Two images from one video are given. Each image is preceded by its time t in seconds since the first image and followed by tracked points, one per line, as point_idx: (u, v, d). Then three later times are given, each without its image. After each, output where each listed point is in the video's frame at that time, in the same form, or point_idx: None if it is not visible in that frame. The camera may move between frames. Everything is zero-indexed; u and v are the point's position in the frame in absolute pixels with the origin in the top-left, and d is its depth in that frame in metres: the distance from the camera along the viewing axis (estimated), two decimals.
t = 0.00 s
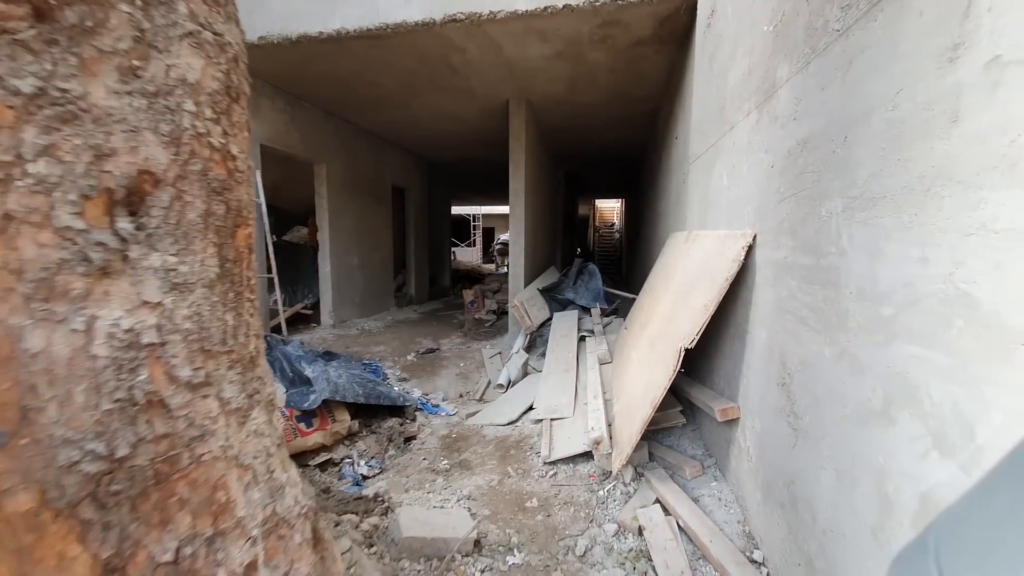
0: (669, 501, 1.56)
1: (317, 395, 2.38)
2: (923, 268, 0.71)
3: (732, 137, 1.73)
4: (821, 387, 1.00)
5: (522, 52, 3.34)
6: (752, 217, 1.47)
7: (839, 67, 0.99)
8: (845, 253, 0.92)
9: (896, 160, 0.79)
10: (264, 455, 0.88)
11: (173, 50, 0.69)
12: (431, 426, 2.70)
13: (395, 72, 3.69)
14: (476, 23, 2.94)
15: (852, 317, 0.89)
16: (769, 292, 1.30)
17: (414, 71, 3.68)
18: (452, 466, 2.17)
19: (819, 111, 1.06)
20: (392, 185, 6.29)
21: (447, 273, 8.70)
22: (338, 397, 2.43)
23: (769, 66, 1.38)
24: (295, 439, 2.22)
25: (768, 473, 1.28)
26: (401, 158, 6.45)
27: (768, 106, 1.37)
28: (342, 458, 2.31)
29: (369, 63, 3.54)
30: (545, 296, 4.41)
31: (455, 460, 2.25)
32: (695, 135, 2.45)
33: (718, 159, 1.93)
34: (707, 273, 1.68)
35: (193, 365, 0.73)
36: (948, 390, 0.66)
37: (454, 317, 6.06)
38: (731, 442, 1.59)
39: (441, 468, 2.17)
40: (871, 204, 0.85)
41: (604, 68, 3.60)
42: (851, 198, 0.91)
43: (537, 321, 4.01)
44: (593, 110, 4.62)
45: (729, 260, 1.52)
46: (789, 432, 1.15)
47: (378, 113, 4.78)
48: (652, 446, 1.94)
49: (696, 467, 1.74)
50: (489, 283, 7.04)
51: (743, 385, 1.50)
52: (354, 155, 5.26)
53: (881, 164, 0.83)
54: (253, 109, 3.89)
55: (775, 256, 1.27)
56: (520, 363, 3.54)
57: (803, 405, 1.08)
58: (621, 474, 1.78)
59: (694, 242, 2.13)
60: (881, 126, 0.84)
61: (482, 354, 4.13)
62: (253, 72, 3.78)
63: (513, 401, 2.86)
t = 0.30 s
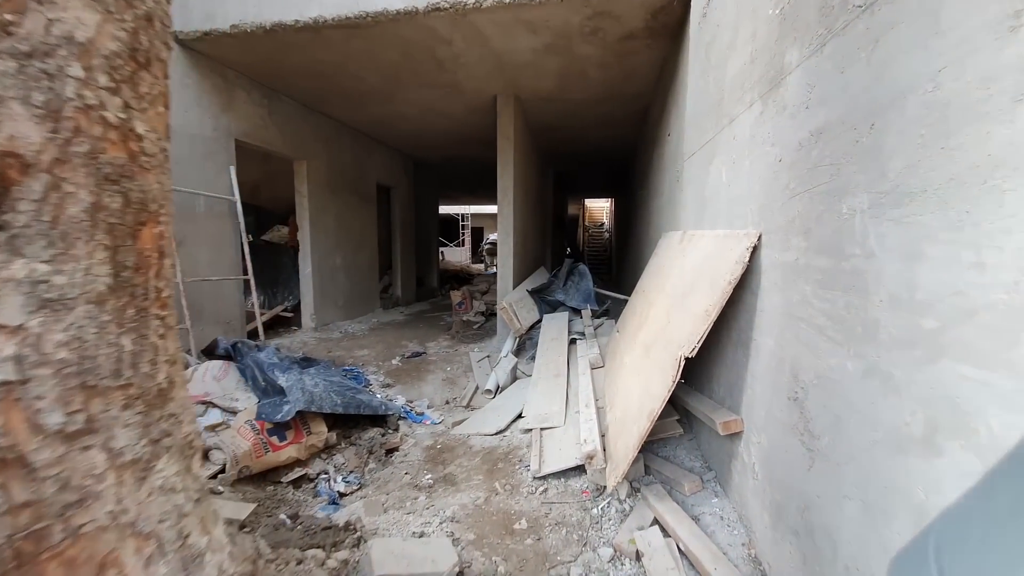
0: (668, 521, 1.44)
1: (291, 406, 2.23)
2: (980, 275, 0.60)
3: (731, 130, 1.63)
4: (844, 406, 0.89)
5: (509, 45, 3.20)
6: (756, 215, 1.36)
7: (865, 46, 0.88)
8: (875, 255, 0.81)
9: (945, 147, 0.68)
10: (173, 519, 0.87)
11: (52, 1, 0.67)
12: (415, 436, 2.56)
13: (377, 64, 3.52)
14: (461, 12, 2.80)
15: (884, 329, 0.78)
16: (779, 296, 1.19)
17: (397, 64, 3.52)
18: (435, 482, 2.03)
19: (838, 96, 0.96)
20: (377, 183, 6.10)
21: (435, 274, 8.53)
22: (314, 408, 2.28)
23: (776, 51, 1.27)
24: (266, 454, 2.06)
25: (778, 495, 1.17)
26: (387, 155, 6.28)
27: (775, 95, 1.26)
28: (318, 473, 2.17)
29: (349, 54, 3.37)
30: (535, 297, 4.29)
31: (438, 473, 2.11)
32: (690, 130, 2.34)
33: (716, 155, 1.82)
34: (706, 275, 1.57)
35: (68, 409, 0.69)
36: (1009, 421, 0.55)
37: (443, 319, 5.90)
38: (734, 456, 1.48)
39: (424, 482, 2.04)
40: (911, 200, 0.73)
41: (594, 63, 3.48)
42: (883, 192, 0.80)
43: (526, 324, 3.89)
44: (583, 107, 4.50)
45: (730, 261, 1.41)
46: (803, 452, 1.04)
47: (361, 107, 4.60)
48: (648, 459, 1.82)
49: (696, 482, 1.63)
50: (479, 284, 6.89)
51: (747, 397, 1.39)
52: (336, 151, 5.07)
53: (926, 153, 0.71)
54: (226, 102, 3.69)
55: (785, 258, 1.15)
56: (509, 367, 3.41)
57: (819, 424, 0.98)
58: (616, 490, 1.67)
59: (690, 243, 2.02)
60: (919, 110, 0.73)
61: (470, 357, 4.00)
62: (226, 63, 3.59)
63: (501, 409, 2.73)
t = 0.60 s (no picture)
0: (672, 553, 1.30)
1: (262, 420, 2.06)
2: None
3: (739, 119, 1.49)
4: (890, 438, 0.75)
5: (499, 35, 3.05)
6: (769, 212, 1.23)
7: (913, 11, 0.74)
8: (933, 259, 0.68)
9: None
10: None
11: None
12: (399, 449, 2.39)
13: (361, 55, 3.36)
14: None
15: (945, 347, 0.65)
16: (799, 303, 1.05)
17: (382, 55, 3.36)
18: (419, 502, 1.87)
19: (879, 74, 0.82)
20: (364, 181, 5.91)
21: (426, 274, 8.35)
22: (288, 421, 2.11)
23: (794, 28, 1.13)
24: (232, 473, 1.90)
25: (800, 531, 1.03)
26: (375, 152, 6.09)
27: (796, 77, 1.12)
28: (292, 492, 2.01)
29: (331, 44, 3.20)
30: (527, 299, 4.15)
31: (422, 492, 1.95)
32: (689, 123, 2.21)
33: (721, 149, 1.68)
34: (713, 278, 1.42)
35: None
36: None
37: (433, 321, 5.73)
38: (746, 478, 1.34)
39: (405, 502, 1.88)
40: (984, 193, 0.60)
41: (588, 55, 3.34)
42: (945, 183, 0.66)
43: (518, 327, 3.74)
44: (576, 102, 4.37)
45: (741, 263, 1.27)
46: (833, 486, 0.91)
47: (346, 101, 4.42)
48: (648, 477, 1.68)
49: (701, 505, 1.49)
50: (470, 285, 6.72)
51: (760, 414, 1.25)
52: (320, 148, 4.88)
53: (1002, 132, 0.58)
54: (201, 94, 3.49)
55: (807, 260, 1.01)
56: (499, 372, 3.26)
57: (852, 455, 0.85)
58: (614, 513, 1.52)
59: (692, 244, 1.88)
60: (990, 80, 0.60)
61: (460, 362, 3.84)
62: (200, 52, 3.39)
63: (491, 418, 2.58)
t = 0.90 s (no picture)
0: None
1: (234, 436, 1.90)
2: None
3: (752, 110, 1.36)
4: (954, 487, 0.63)
5: (492, 25, 2.89)
6: (790, 212, 1.09)
7: None
8: (1015, 274, 0.55)
9: None
10: None
11: None
12: (385, 463, 2.25)
13: (346, 46, 3.19)
14: None
15: None
16: (829, 317, 0.92)
17: (369, 46, 3.20)
18: (403, 525, 1.73)
19: (937, 47, 0.69)
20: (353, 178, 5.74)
21: (419, 274, 8.19)
22: (263, 436, 1.95)
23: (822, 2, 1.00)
24: (200, 495, 1.74)
25: None
26: (365, 149, 5.92)
27: (824, 58, 0.98)
28: (267, 514, 1.85)
29: (315, 34, 3.03)
30: (521, 301, 4.01)
31: (408, 513, 1.82)
32: (693, 116, 2.08)
33: (730, 143, 1.55)
34: (724, 284, 1.28)
35: None
36: None
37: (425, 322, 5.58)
38: (761, 505, 1.21)
39: (389, 525, 1.74)
40: None
41: (584, 47, 3.20)
42: None
43: (512, 330, 3.60)
44: (572, 97, 4.22)
45: (757, 269, 1.13)
46: (874, 533, 0.78)
47: (333, 96, 4.25)
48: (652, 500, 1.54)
49: (710, 533, 1.36)
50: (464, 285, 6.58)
51: (779, 437, 1.13)
52: (306, 144, 4.71)
53: None
54: (179, 87, 3.31)
55: (841, 268, 0.88)
56: (493, 378, 3.12)
57: (901, 500, 0.73)
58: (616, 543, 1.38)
59: (697, 245, 1.75)
60: None
61: (452, 367, 3.69)
62: (177, 43, 3.21)
63: (483, 428, 2.44)
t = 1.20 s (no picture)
0: None
1: (210, 452, 1.76)
2: None
3: (772, 103, 1.24)
4: None
5: (489, 15, 2.75)
6: (820, 216, 0.98)
7: None
8: None
9: None
10: None
11: None
12: (374, 478, 2.13)
13: (335, 37, 3.04)
14: None
15: None
16: (874, 338, 0.81)
17: (359, 37, 3.05)
18: (391, 550, 1.63)
19: (1018, 25, 0.57)
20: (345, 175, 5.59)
21: (413, 273, 8.05)
22: (242, 453, 1.82)
23: None
24: (173, 519, 1.61)
25: None
26: (357, 146, 5.77)
27: (865, 42, 0.87)
28: (246, 536, 1.72)
29: (302, 24, 2.88)
30: (517, 302, 3.90)
31: (397, 535, 1.70)
32: (701, 112, 1.96)
33: (745, 139, 1.43)
34: (743, 295, 1.17)
35: None
36: None
37: (419, 323, 5.46)
38: (783, 537, 1.10)
39: (379, 550, 1.63)
40: None
41: (584, 40, 3.07)
42: None
43: (508, 334, 3.48)
44: (570, 93, 4.10)
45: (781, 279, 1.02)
46: None
47: (324, 90, 4.11)
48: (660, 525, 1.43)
49: (726, 562, 1.24)
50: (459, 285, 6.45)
51: (806, 465, 1.02)
52: (295, 140, 4.56)
53: None
54: (160, 80, 3.14)
55: (891, 283, 0.77)
56: (489, 384, 3.00)
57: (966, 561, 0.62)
58: None
59: (707, 249, 1.63)
60: None
61: (446, 371, 3.58)
62: (157, 33, 3.04)
63: (479, 439, 2.32)
